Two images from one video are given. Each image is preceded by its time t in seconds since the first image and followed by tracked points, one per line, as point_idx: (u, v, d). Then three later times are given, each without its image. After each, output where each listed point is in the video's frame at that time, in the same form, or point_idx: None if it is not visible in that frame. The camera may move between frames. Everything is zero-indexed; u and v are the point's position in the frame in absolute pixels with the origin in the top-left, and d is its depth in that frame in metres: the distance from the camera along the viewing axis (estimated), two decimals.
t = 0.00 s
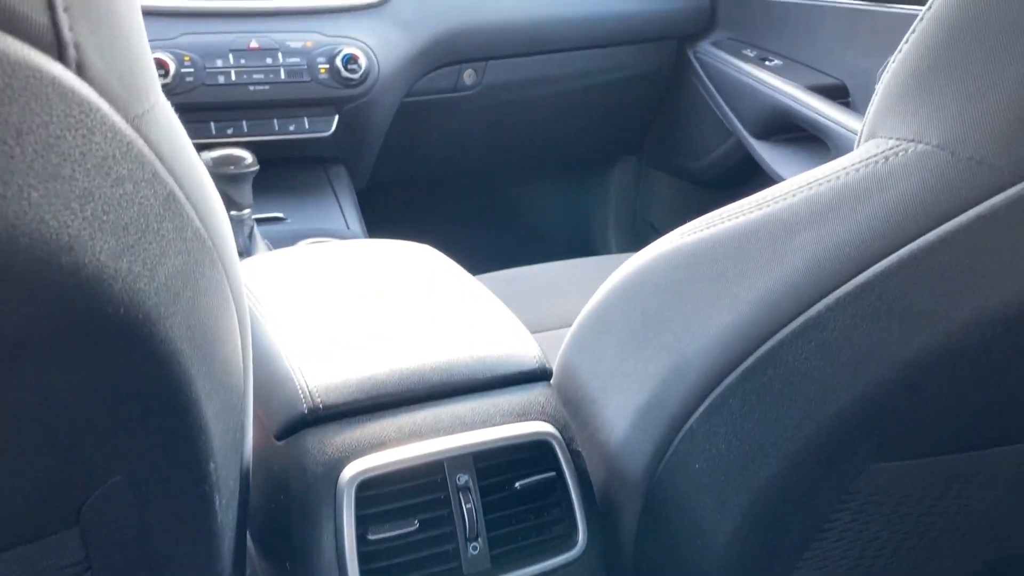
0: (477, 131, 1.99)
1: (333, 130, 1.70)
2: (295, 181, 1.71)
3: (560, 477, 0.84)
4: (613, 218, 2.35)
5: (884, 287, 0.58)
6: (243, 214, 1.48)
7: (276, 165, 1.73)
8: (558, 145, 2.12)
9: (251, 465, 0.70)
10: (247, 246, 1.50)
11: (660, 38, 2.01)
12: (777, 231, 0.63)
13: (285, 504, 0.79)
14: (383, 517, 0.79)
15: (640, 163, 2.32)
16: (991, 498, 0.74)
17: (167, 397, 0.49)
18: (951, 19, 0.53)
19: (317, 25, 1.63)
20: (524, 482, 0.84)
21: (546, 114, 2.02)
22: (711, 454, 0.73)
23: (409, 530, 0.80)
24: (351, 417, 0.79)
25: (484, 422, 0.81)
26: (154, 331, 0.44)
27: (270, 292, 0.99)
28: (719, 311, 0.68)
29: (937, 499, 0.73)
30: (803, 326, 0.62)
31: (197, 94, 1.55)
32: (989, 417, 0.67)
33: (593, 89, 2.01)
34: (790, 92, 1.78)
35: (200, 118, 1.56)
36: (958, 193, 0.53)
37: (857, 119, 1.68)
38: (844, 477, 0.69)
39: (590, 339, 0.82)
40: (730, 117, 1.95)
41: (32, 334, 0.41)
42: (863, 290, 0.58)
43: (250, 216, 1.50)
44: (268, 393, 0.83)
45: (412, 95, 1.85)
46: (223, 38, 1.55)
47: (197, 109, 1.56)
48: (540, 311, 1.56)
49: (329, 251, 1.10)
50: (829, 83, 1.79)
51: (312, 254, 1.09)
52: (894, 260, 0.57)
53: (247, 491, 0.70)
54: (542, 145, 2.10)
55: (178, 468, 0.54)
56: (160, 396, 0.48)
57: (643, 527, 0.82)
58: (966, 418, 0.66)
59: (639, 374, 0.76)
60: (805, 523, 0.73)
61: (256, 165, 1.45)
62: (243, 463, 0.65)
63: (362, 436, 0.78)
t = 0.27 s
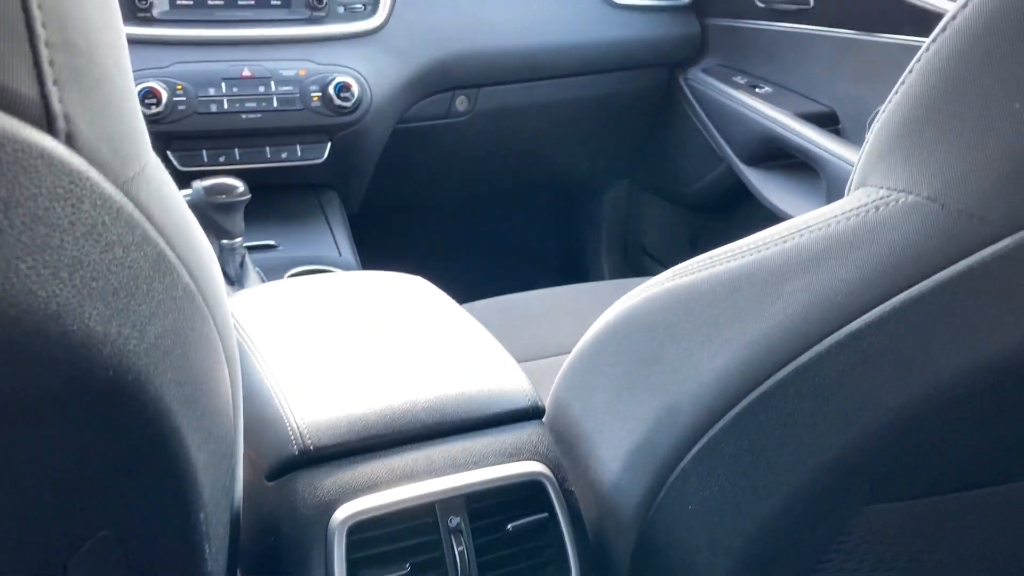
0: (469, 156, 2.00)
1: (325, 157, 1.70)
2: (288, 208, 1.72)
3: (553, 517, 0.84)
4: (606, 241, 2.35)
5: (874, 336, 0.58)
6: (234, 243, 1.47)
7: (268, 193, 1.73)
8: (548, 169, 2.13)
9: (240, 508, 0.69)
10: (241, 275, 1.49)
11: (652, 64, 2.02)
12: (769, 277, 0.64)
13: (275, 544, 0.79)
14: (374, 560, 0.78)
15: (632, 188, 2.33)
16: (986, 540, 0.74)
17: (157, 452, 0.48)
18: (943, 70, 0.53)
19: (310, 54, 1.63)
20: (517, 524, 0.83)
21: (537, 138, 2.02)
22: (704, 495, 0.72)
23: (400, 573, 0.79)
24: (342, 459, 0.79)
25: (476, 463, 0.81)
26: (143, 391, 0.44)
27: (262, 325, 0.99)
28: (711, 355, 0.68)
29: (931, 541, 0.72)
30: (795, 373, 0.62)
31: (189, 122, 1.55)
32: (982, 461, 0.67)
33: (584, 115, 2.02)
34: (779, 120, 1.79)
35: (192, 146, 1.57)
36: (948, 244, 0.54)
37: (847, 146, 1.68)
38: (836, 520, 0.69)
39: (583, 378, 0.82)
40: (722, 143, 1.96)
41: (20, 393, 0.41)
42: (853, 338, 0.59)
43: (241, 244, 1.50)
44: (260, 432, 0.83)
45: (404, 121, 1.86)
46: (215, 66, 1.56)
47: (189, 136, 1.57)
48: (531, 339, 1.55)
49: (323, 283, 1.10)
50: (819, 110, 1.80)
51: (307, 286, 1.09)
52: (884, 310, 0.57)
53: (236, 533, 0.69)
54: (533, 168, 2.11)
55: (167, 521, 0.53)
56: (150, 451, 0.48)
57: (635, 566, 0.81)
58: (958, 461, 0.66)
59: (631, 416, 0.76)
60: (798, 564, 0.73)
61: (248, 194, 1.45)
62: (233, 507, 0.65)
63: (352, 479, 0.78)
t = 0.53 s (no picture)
0: (460, 181, 2.00)
1: (316, 184, 1.70)
2: (277, 235, 1.72)
3: (541, 560, 0.84)
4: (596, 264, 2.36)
5: (860, 386, 0.58)
6: (223, 271, 1.47)
7: (257, 220, 1.73)
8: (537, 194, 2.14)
9: (225, 552, 0.69)
10: (229, 303, 1.48)
11: (641, 90, 2.04)
12: (754, 326, 0.64)
13: None
14: None
15: (622, 211, 2.34)
16: None
17: (142, 512, 0.48)
18: (925, 125, 0.54)
19: (300, 82, 1.64)
20: (504, 566, 0.83)
21: (526, 162, 2.03)
22: (692, 539, 0.72)
23: None
24: (329, 503, 0.79)
25: (464, 505, 0.81)
26: (130, 453, 0.44)
27: (250, 360, 0.99)
28: (697, 401, 0.67)
29: None
30: (781, 422, 0.62)
31: (179, 150, 1.56)
32: (968, 506, 0.67)
33: (573, 140, 2.03)
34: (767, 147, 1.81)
35: (181, 174, 1.57)
36: (931, 299, 0.54)
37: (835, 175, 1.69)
38: (822, 563, 0.70)
39: (569, 419, 0.81)
40: (711, 169, 1.98)
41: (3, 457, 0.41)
42: (839, 388, 0.59)
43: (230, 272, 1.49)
44: (246, 473, 0.83)
45: (395, 147, 1.86)
46: (204, 94, 1.56)
47: (179, 165, 1.57)
48: (519, 366, 1.54)
49: (312, 317, 1.10)
50: (807, 138, 1.81)
51: (295, 321, 1.09)
52: (869, 361, 0.57)
53: None
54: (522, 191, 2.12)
55: None
56: (135, 511, 0.47)
57: None
58: (944, 506, 0.67)
59: (617, 459, 0.76)
60: None
61: (236, 224, 1.45)
62: (218, 551, 0.64)
63: (340, 523, 0.78)
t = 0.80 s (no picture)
0: (450, 202, 2.01)
1: (305, 207, 1.70)
2: (266, 258, 1.71)
3: None
4: (585, 284, 2.36)
5: (848, 427, 0.58)
6: (211, 295, 1.46)
7: (245, 242, 1.72)
8: (528, 213, 2.15)
9: None
10: (218, 328, 1.48)
11: (630, 113, 2.05)
12: (740, 366, 0.63)
13: None
14: None
15: (611, 231, 2.34)
16: None
17: (125, 562, 0.47)
18: (910, 169, 0.54)
19: (290, 105, 1.64)
20: None
21: (516, 183, 2.04)
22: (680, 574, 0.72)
23: None
24: (314, 537, 0.78)
25: (452, 541, 0.81)
26: (111, 504, 0.43)
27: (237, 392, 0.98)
28: (683, 440, 0.67)
29: None
30: (768, 463, 0.62)
31: (168, 174, 1.55)
32: (950, 540, 0.68)
33: (563, 161, 2.04)
34: (755, 170, 1.81)
35: (169, 198, 1.57)
36: (917, 340, 0.54)
37: (823, 198, 1.70)
38: None
39: (556, 453, 0.81)
40: (700, 191, 1.99)
41: None
42: (827, 430, 0.59)
43: (218, 296, 1.49)
44: (232, 507, 0.82)
45: (386, 169, 1.86)
46: (194, 118, 1.55)
47: (168, 188, 1.57)
48: (508, 389, 1.53)
49: (300, 345, 1.10)
50: (795, 161, 1.82)
51: (282, 349, 1.09)
52: (857, 403, 0.57)
53: None
54: (511, 211, 2.12)
55: None
56: (117, 560, 0.47)
57: None
58: (929, 541, 0.67)
59: (604, 496, 0.75)
60: None
61: (225, 247, 1.44)
62: None
63: (327, 559, 0.77)
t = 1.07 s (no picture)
0: (440, 219, 2.01)
1: (295, 226, 1.70)
2: (255, 276, 1.71)
3: None
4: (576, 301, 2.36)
5: (836, 459, 0.58)
6: (199, 316, 1.45)
7: (234, 261, 1.71)
8: (518, 231, 2.15)
9: None
10: (206, 348, 1.47)
11: (619, 131, 2.06)
12: (728, 396, 0.63)
13: None
14: None
15: (601, 248, 2.34)
16: None
17: None
18: (897, 203, 0.54)
19: (279, 124, 1.64)
20: None
21: (506, 201, 2.04)
22: None
23: None
24: (302, 566, 0.78)
25: (440, 569, 0.80)
26: (93, 547, 0.43)
27: (224, 417, 0.97)
28: (671, 470, 0.66)
29: None
30: (757, 493, 0.62)
31: (156, 194, 1.54)
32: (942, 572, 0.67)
33: (553, 178, 2.04)
34: (744, 189, 1.82)
35: (158, 217, 1.57)
36: (907, 375, 0.54)
37: (812, 218, 1.71)
38: None
39: (545, 478, 0.80)
40: (689, 209, 1.99)
41: None
42: (815, 461, 0.58)
43: (206, 316, 1.48)
44: (218, 535, 0.81)
45: (376, 187, 1.85)
46: (183, 137, 1.55)
47: (156, 207, 1.56)
48: (498, 408, 1.53)
49: (287, 369, 1.09)
50: (784, 180, 1.83)
51: (268, 373, 1.08)
52: (846, 435, 0.57)
53: None
54: (502, 228, 2.12)
55: None
56: None
57: None
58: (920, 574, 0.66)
59: (591, 523, 0.74)
60: None
61: (213, 267, 1.44)
62: None
63: None
